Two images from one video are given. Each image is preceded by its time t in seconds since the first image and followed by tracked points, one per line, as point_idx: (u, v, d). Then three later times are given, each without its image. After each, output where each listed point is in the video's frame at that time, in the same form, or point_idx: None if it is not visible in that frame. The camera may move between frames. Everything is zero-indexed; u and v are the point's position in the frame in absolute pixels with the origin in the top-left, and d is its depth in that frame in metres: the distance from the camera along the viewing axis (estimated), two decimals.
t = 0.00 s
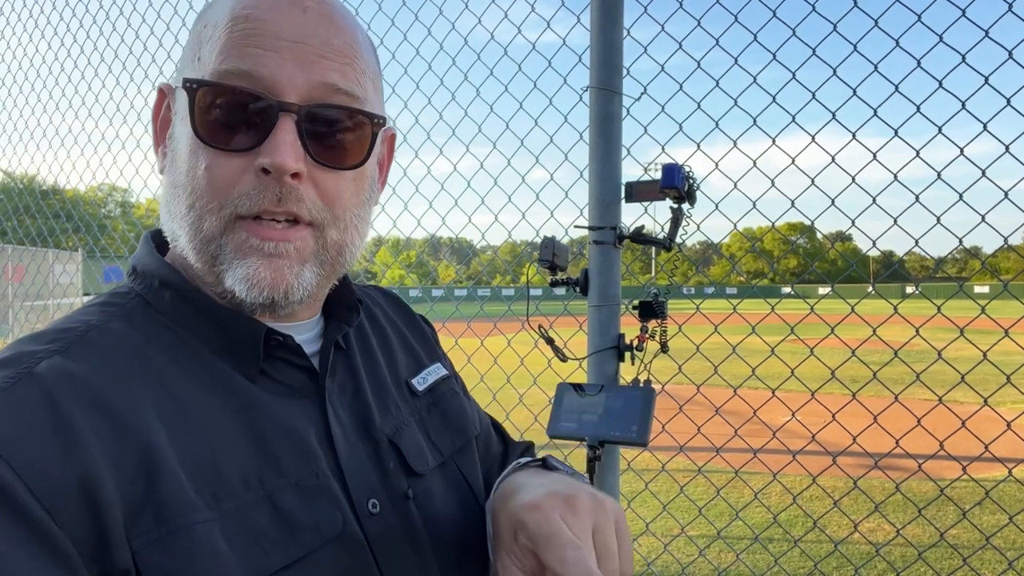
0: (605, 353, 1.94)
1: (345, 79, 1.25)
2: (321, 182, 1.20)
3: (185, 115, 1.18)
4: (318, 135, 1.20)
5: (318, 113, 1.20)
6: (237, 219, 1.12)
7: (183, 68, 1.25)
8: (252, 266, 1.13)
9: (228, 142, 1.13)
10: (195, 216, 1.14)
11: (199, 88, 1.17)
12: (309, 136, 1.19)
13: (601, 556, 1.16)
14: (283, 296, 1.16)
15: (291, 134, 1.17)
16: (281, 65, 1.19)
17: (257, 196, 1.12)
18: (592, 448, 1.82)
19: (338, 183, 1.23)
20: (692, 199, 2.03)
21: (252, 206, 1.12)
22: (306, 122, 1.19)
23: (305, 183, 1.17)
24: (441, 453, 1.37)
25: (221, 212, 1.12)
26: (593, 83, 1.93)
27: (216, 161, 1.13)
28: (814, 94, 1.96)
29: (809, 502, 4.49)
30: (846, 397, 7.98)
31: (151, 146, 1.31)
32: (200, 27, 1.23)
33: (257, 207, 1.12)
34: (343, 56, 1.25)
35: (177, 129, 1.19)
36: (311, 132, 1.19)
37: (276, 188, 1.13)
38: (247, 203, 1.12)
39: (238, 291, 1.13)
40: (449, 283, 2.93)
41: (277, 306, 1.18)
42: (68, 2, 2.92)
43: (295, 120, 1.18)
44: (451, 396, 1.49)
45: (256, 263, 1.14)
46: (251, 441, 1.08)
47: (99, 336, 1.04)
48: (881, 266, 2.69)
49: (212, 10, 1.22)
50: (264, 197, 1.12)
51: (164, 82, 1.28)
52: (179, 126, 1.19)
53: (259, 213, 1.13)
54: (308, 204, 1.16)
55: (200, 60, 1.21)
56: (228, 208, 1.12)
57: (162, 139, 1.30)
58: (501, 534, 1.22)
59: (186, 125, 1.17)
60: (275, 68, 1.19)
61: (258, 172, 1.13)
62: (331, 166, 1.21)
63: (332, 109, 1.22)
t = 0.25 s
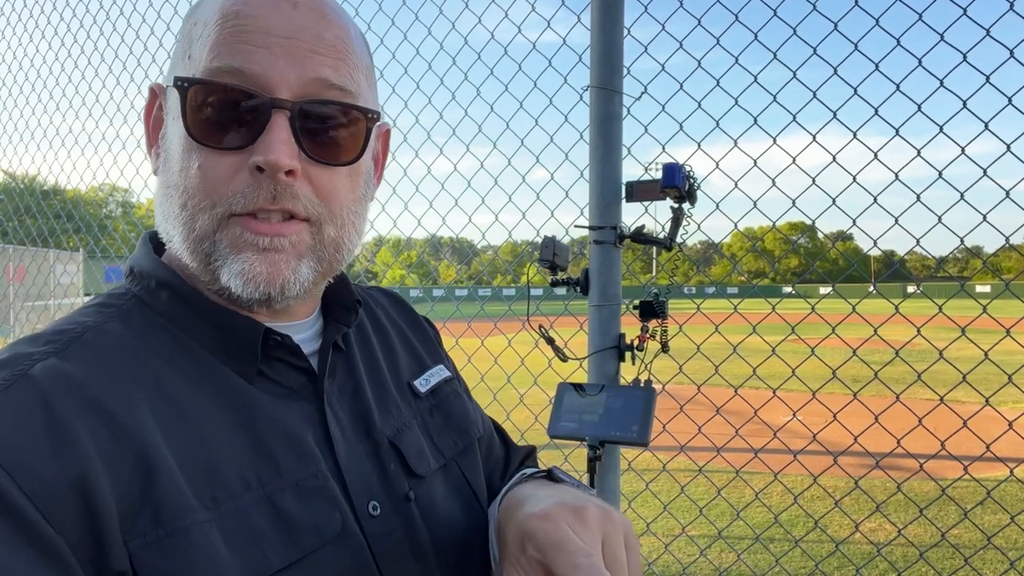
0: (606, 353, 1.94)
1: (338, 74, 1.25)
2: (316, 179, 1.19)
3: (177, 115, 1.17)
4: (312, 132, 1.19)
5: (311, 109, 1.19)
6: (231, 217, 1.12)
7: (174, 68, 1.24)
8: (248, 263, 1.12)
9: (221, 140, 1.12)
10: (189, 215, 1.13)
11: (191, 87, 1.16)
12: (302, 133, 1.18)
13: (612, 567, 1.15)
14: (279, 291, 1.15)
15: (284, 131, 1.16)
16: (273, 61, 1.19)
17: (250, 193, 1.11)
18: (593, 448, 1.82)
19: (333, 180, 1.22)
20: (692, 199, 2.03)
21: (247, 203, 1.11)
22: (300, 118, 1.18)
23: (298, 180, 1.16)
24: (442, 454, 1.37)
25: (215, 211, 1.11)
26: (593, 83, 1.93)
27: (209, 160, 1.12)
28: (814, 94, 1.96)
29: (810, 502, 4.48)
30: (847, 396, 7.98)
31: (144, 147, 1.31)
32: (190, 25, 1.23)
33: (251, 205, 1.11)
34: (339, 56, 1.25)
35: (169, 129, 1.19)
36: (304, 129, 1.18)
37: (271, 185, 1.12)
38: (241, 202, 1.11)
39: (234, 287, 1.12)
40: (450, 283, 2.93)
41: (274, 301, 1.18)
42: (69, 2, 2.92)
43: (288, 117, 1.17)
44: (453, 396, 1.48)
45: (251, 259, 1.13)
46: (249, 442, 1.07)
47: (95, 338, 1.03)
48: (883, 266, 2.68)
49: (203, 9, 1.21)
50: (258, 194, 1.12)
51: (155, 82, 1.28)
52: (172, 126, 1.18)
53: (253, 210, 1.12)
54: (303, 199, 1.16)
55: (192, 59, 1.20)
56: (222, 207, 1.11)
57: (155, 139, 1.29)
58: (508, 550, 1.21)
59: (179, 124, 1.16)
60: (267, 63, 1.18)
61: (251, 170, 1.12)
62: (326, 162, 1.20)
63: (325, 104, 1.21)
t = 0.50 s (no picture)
0: (607, 352, 1.94)
1: (341, 72, 1.25)
2: (321, 181, 1.20)
3: (181, 118, 1.17)
4: (316, 134, 1.20)
5: (315, 110, 1.20)
6: (237, 219, 1.12)
7: (178, 70, 1.25)
8: (253, 265, 1.13)
9: (227, 142, 1.13)
10: (195, 219, 1.14)
11: (195, 89, 1.17)
12: (307, 135, 1.18)
13: None
14: (284, 293, 1.16)
15: (289, 133, 1.17)
16: (277, 63, 1.19)
17: (256, 196, 1.12)
18: (593, 448, 1.83)
19: (337, 181, 1.23)
20: (692, 199, 2.03)
21: (252, 205, 1.12)
22: (304, 120, 1.18)
23: (304, 182, 1.17)
24: (446, 454, 1.37)
25: (220, 214, 1.12)
26: (593, 83, 1.93)
27: (215, 163, 1.13)
28: (814, 94, 1.96)
29: (811, 502, 4.49)
30: (848, 397, 7.98)
31: (147, 148, 1.31)
32: (193, 27, 1.23)
33: (256, 206, 1.12)
34: (342, 57, 1.25)
35: (173, 131, 1.19)
36: (309, 131, 1.19)
37: (276, 187, 1.13)
38: (247, 203, 1.12)
39: (240, 290, 1.14)
40: (451, 283, 2.95)
41: (280, 303, 1.19)
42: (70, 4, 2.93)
43: (293, 119, 1.18)
44: (458, 395, 1.49)
45: (257, 262, 1.14)
46: (253, 442, 1.08)
47: (99, 338, 1.04)
48: (883, 266, 2.68)
49: (205, 11, 1.22)
50: (264, 195, 1.12)
51: (159, 84, 1.28)
52: (175, 128, 1.19)
53: (259, 211, 1.13)
54: (307, 201, 1.16)
55: (194, 61, 1.21)
56: (228, 209, 1.12)
57: (158, 140, 1.30)
58: (529, 568, 1.19)
59: (183, 127, 1.17)
60: (271, 65, 1.18)
61: (257, 172, 1.13)
62: (330, 165, 1.21)
63: (329, 106, 1.21)
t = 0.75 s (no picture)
0: (607, 352, 1.95)
1: (342, 71, 1.25)
2: (324, 169, 1.20)
3: (184, 111, 1.18)
4: (319, 122, 1.21)
5: (317, 98, 1.21)
6: (241, 207, 1.13)
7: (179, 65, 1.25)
8: (262, 243, 1.14)
9: (229, 130, 1.14)
10: (198, 209, 1.14)
11: (199, 79, 1.19)
12: (310, 123, 1.20)
13: None
14: (290, 273, 1.17)
15: (292, 120, 1.18)
16: (277, 50, 1.20)
17: (260, 184, 1.13)
18: (594, 448, 1.83)
19: (340, 169, 1.23)
20: (692, 198, 2.04)
21: (256, 193, 1.12)
22: (307, 108, 1.20)
23: (307, 169, 1.17)
24: (452, 457, 1.38)
25: (224, 202, 1.12)
26: (594, 83, 1.94)
27: (219, 153, 1.14)
28: (814, 95, 1.98)
29: (811, 502, 4.49)
30: (848, 397, 7.99)
31: (150, 148, 1.32)
32: (195, 23, 1.24)
33: (260, 193, 1.13)
34: (343, 60, 1.26)
35: (175, 128, 1.20)
36: (311, 119, 1.20)
37: (280, 175, 1.14)
38: (251, 191, 1.12)
39: (247, 270, 1.13)
40: (451, 283, 2.96)
41: (285, 287, 1.19)
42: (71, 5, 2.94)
43: (296, 106, 1.19)
44: (465, 399, 1.49)
45: (265, 239, 1.14)
46: (256, 443, 1.08)
47: (103, 340, 1.04)
48: (883, 265, 2.69)
49: (206, 6, 1.23)
50: (267, 183, 1.13)
51: (160, 83, 1.29)
52: (177, 124, 1.20)
53: (263, 199, 1.13)
54: (311, 189, 1.17)
55: (196, 55, 1.22)
56: (231, 197, 1.12)
57: (161, 140, 1.31)
58: None
59: (185, 121, 1.18)
60: (272, 54, 1.20)
61: (260, 159, 1.13)
62: (333, 151, 1.22)
63: (331, 95, 1.22)
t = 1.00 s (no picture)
0: (608, 352, 1.96)
1: (354, 77, 1.28)
2: (336, 176, 1.23)
3: (196, 117, 1.20)
4: (331, 128, 1.23)
5: (330, 105, 1.23)
6: (254, 216, 1.14)
7: (191, 69, 1.26)
8: (273, 264, 1.16)
9: (244, 138, 1.16)
10: (212, 216, 1.15)
11: (210, 85, 1.19)
12: (322, 129, 1.22)
13: None
14: (303, 292, 1.19)
15: (305, 127, 1.20)
16: (291, 56, 1.22)
17: (273, 191, 1.14)
18: (595, 448, 1.84)
19: (352, 175, 1.26)
20: (693, 199, 2.05)
21: (270, 202, 1.14)
22: (320, 114, 1.22)
23: (320, 176, 1.19)
24: (462, 463, 1.42)
25: (238, 210, 1.14)
26: (595, 85, 1.95)
27: (233, 160, 1.15)
28: (813, 93, 1.93)
29: (812, 503, 4.50)
30: (848, 397, 8.00)
31: (161, 151, 1.34)
32: (206, 26, 1.25)
33: (273, 203, 1.14)
34: (354, 67, 1.28)
35: (187, 132, 1.21)
36: (324, 125, 1.22)
37: (293, 182, 1.15)
38: (264, 199, 1.14)
39: (259, 289, 1.16)
40: (452, 283, 2.97)
41: (297, 300, 1.21)
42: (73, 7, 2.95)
43: (309, 112, 1.21)
44: (473, 410, 1.54)
45: (277, 260, 1.16)
46: (268, 446, 1.10)
47: (116, 342, 1.06)
48: (883, 265, 2.70)
49: (217, 10, 1.24)
50: (281, 192, 1.15)
51: (170, 86, 1.30)
52: (190, 129, 1.21)
53: (276, 209, 1.15)
54: (324, 198, 1.19)
55: (208, 60, 1.23)
56: (245, 206, 1.14)
57: (172, 142, 1.32)
58: None
59: (198, 127, 1.19)
60: (284, 61, 1.21)
61: (274, 167, 1.15)
62: (345, 157, 1.24)
63: (343, 100, 1.24)
